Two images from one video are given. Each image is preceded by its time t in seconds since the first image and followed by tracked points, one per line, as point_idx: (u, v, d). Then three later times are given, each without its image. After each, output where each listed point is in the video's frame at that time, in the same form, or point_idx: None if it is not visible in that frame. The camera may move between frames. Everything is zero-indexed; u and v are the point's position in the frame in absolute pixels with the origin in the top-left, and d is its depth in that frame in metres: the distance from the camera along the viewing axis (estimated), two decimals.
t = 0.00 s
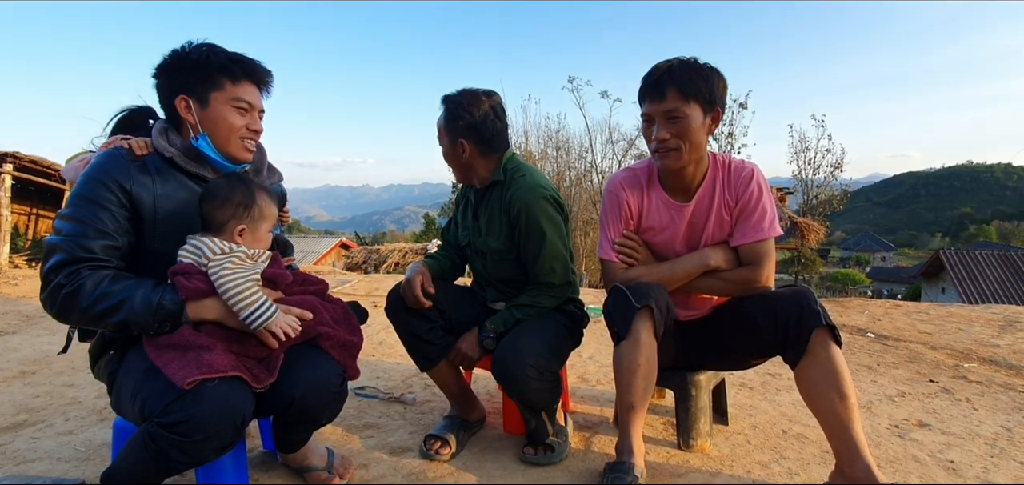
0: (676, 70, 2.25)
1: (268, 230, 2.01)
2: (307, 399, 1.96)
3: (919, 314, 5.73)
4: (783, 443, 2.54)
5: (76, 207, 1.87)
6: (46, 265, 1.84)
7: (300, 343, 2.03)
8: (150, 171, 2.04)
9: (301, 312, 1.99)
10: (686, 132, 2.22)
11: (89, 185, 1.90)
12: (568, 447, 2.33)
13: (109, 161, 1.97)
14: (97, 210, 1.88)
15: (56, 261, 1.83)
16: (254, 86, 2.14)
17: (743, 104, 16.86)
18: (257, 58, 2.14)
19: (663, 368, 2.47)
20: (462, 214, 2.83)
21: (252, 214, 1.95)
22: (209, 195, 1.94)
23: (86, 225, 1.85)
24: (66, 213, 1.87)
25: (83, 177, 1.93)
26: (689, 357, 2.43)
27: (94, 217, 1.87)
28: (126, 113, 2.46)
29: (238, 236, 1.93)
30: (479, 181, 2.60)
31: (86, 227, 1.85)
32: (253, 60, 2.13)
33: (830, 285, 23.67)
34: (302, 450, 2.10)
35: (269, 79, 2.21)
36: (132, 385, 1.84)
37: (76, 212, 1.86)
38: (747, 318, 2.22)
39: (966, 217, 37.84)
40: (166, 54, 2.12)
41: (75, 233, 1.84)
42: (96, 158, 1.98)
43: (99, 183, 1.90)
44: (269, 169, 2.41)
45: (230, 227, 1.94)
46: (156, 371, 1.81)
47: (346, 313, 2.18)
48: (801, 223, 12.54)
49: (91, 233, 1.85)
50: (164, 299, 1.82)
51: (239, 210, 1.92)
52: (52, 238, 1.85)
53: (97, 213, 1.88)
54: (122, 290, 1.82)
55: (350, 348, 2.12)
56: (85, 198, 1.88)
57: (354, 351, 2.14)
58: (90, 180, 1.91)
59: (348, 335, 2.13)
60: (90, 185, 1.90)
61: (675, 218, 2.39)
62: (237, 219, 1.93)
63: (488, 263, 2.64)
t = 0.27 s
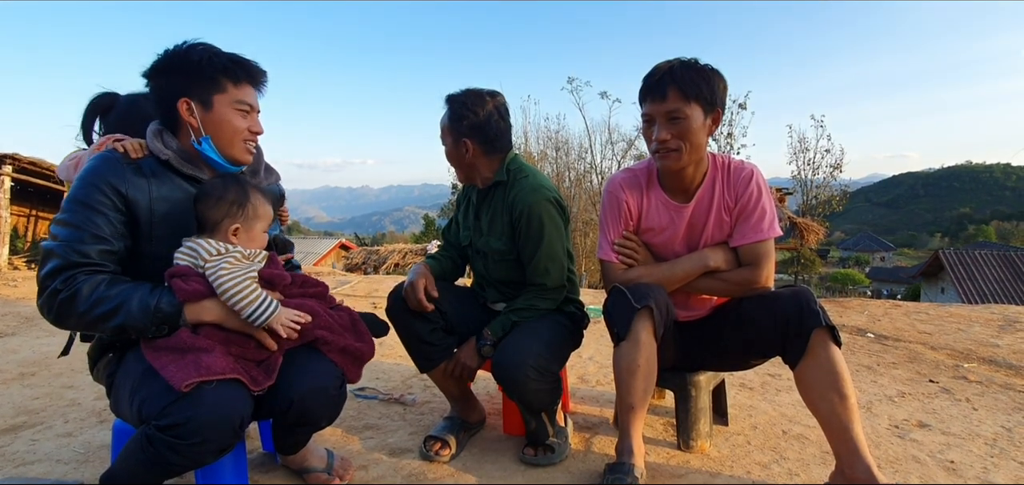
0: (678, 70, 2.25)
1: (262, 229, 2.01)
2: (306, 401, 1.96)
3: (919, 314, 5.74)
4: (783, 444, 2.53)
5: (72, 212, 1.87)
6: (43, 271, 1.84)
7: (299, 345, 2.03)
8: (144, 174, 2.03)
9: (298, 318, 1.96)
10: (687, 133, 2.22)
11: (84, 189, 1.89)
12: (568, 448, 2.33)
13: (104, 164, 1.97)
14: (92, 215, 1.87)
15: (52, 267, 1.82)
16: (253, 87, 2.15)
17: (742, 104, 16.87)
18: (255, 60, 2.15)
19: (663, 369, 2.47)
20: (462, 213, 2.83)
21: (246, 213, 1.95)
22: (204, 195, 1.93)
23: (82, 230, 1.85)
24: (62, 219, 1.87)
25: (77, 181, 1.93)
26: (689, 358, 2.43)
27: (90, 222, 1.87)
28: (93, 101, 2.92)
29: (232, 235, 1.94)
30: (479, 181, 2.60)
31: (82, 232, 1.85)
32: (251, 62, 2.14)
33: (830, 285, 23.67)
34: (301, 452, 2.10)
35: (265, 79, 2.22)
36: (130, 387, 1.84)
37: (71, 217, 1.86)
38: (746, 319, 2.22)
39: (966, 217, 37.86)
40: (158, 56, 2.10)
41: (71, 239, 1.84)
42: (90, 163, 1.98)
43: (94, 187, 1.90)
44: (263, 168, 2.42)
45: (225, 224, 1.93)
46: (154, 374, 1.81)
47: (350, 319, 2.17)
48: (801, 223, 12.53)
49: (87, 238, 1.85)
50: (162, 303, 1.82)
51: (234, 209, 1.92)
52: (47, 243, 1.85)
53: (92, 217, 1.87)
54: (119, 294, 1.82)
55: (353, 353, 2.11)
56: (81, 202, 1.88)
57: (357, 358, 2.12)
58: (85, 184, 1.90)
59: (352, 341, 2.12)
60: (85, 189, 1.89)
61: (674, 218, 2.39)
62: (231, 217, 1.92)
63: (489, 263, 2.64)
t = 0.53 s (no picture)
0: (677, 71, 2.25)
1: (262, 234, 2.01)
2: (305, 403, 1.96)
3: (919, 314, 5.74)
4: (783, 444, 2.53)
5: (70, 212, 1.86)
6: (40, 271, 1.83)
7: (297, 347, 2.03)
8: (141, 176, 2.04)
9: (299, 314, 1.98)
10: (686, 134, 2.22)
11: (82, 190, 1.89)
12: (568, 449, 2.32)
13: (102, 165, 1.97)
14: (90, 215, 1.87)
15: (49, 267, 1.81)
16: (249, 89, 2.16)
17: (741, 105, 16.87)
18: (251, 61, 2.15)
19: (663, 370, 2.47)
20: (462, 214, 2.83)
21: (247, 218, 1.95)
22: (204, 197, 1.94)
23: (80, 230, 1.84)
24: (59, 218, 1.86)
25: (76, 181, 1.93)
26: (688, 360, 2.43)
27: (87, 222, 1.86)
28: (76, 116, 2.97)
29: (232, 240, 1.94)
30: (478, 181, 2.60)
31: (79, 232, 1.84)
32: (247, 63, 2.14)
33: (829, 286, 23.67)
34: (301, 454, 2.10)
35: (261, 80, 2.22)
36: (129, 390, 1.84)
37: (69, 217, 1.85)
38: (745, 319, 2.22)
39: (965, 217, 37.87)
40: (152, 59, 2.09)
41: (69, 239, 1.83)
42: (88, 163, 1.97)
43: (92, 187, 1.90)
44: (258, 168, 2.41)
45: (225, 228, 1.94)
46: (153, 376, 1.80)
47: (352, 321, 2.16)
48: (800, 224, 12.53)
49: (84, 238, 1.85)
50: (160, 304, 1.81)
51: (234, 213, 1.93)
52: (45, 243, 1.84)
53: (90, 217, 1.87)
54: (117, 295, 1.81)
55: (352, 356, 2.10)
56: (78, 202, 1.87)
57: (357, 361, 2.12)
58: (84, 185, 1.90)
59: (351, 343, 2.11)
60: (83, 190, 1.89)
61: (674, 219, 2.39)
62: (231, 223, 1.93)
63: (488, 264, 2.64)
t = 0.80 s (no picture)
0: (678, 72, 2.26)
1: (262, 233, 2.00)
2: (306, 409, 1.97)
3: (920, 314, 5.74)
4: (785, 445, 2.54)
5: (77, 213, 1.87)
6: (46, 271, 1.84)
7: (300, 351, 2.03)
8: (149, 177, 2.04)
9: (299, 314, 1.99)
10: (688, 135, 2.23)
11: (89, 190, 1.90)
12: (571, 450, 2.33)
13: (110, 166, 1.98)
14: (97, 215, 1.88)
15: (55, 267, 1.82)
16: (250, 89, 2.16)
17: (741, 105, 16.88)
18: (252, 61, 2.16)
19: (664, 371, 2.48)
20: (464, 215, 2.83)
21: (246, 217, 1.95)
22: (209, 198, 1.95)
23: (86, 230, 1.85)
24: (66, 218, 1.87)
25: (83, 181, 1.94)
26: (689, 360, 2.44)
27: (94, 222, 1.87)
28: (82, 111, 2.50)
29: (232, 238, 1.94)
30: (480, 182, 2.61)
31: (86, 232, 1.85)
32: (246, 62, 2.14)
33: (830, 286, 23.66)
34: (304, 455, 2.11)
35: (262, 79, 2.22)
36: (131, 390, 1.84)
37: (76, 217, 1.86)
38: (746, 320, 2.23)
39: (966, 217, 37.86)
40: (157, 61, 2.12)
41: (75, 238, 1.84)
42: (96, 164, 1.98)
43: (100, 188, 1.91)
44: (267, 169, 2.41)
45: (224, 228, 1.95)
46: (154, 376, 1.81)
47: (356, 322, 2.16)
48: (801, 224, 12.53)
49: (90, 239, 1.85)
50: (162, 304, 1.81)
51: (234, 213, 1.93)
52: (51, 243, 1.85)
53: (97, 218, 1.88)
54: (120, 295, 1.82)
55: (355, 358, 2.10)
56: (85, 203, 1.88)
57: (360, 362, 2.11)
58: (92, 185, 1.91)
59: (354, 345, 2.11)
60: (91, 190, 1.90)
61: (675, 220, 2.39)
62: (231, 221, 1.93)
63: (490, 263, 2.64)
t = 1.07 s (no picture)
0: (683, 74, 2.27)
1: (271, 234, 2.01)
2: (317, 405, 1.99)
3: (920, 316, 5.76)
4: (787, 445, 2.55)
5: (86, 220, 1.88)
6: (57, 279, 1.85)
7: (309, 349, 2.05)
8: (154, 180, 2.06)
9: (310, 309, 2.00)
10: (692, 137, 2.24)
11: (98, 196, 1.91)
12: (574, 449, 2.35)
13: (117, 171, 1.99)
14: (106, 221, 1.89)
15: (66, 275, 1.83)
16: (254, 89, 2.15)
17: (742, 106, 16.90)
18: (255, 60, 2.15)
19: (668, 371, 2.49)
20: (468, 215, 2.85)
21: (255, 217, 1.96)
22: (218, 200, 1.97)
23: (96, 237, 1.86)
24: (75, 226, 1.88)
25: (90, 189, 1.94)
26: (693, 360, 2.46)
27: (103, 229, 1.88)
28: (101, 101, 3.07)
29: (240, 239, 1.95)
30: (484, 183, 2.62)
31: (96, 239, 1.86)
32: (252, 61, 2.14)
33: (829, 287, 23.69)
34: (310, 453, 2.12)
35: (267, 79, 2.21)
36: (146, 392, 1.85)
37: (85, 225, 1.87)
38: (750, 321, 2.25)
39: (965, 219, 37.90)
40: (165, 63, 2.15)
41: (86, 245, 1.85)
42: (102, 171, 1.99)
43: (108, 194, 1.92)
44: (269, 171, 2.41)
45: (237, 227, 1.95)
46: (170, 379, 1.82)
47: (361, 321, 2.18)
48: (800, 225, 12.55)
49: (100, 246, 1.87)
50: (176, 307, 1.82)
51: (243, 213, 1.94)
52: (62, 251, 1.86)
53: (106, 224, 1.89)
54: (133, 301, 1.83)
55: (363, 355, 2.11)
56: (94, 210, 1.89)
57: (368, 359, 2.13)
58: (100, 191, 1.92)
59: (362, 342, 2.13)
60: (98, 197, 1.91)
61: (679, 221, 2.41)
62: (240, 222, 1.94)
63: (495, 263, 2.66)
